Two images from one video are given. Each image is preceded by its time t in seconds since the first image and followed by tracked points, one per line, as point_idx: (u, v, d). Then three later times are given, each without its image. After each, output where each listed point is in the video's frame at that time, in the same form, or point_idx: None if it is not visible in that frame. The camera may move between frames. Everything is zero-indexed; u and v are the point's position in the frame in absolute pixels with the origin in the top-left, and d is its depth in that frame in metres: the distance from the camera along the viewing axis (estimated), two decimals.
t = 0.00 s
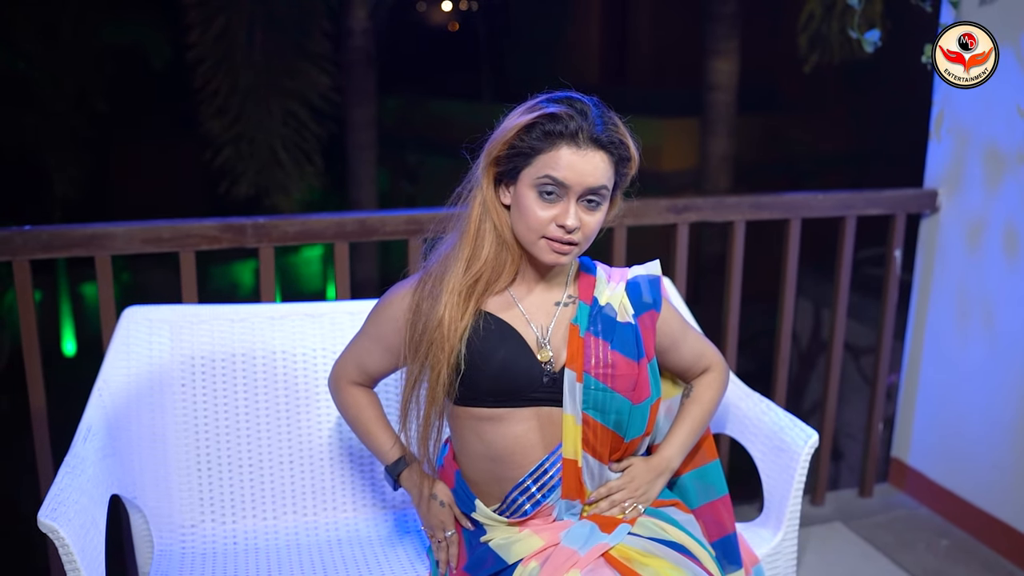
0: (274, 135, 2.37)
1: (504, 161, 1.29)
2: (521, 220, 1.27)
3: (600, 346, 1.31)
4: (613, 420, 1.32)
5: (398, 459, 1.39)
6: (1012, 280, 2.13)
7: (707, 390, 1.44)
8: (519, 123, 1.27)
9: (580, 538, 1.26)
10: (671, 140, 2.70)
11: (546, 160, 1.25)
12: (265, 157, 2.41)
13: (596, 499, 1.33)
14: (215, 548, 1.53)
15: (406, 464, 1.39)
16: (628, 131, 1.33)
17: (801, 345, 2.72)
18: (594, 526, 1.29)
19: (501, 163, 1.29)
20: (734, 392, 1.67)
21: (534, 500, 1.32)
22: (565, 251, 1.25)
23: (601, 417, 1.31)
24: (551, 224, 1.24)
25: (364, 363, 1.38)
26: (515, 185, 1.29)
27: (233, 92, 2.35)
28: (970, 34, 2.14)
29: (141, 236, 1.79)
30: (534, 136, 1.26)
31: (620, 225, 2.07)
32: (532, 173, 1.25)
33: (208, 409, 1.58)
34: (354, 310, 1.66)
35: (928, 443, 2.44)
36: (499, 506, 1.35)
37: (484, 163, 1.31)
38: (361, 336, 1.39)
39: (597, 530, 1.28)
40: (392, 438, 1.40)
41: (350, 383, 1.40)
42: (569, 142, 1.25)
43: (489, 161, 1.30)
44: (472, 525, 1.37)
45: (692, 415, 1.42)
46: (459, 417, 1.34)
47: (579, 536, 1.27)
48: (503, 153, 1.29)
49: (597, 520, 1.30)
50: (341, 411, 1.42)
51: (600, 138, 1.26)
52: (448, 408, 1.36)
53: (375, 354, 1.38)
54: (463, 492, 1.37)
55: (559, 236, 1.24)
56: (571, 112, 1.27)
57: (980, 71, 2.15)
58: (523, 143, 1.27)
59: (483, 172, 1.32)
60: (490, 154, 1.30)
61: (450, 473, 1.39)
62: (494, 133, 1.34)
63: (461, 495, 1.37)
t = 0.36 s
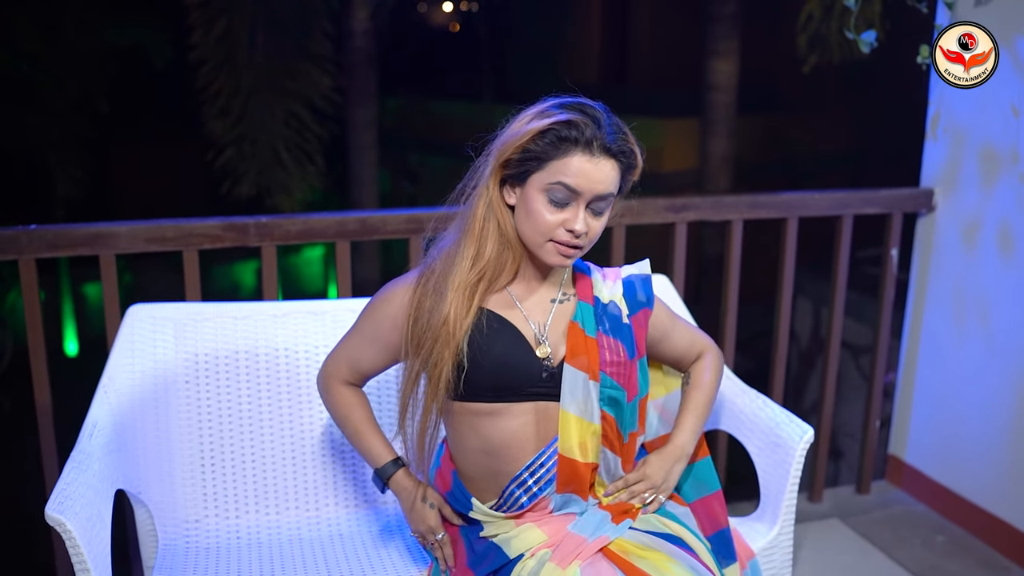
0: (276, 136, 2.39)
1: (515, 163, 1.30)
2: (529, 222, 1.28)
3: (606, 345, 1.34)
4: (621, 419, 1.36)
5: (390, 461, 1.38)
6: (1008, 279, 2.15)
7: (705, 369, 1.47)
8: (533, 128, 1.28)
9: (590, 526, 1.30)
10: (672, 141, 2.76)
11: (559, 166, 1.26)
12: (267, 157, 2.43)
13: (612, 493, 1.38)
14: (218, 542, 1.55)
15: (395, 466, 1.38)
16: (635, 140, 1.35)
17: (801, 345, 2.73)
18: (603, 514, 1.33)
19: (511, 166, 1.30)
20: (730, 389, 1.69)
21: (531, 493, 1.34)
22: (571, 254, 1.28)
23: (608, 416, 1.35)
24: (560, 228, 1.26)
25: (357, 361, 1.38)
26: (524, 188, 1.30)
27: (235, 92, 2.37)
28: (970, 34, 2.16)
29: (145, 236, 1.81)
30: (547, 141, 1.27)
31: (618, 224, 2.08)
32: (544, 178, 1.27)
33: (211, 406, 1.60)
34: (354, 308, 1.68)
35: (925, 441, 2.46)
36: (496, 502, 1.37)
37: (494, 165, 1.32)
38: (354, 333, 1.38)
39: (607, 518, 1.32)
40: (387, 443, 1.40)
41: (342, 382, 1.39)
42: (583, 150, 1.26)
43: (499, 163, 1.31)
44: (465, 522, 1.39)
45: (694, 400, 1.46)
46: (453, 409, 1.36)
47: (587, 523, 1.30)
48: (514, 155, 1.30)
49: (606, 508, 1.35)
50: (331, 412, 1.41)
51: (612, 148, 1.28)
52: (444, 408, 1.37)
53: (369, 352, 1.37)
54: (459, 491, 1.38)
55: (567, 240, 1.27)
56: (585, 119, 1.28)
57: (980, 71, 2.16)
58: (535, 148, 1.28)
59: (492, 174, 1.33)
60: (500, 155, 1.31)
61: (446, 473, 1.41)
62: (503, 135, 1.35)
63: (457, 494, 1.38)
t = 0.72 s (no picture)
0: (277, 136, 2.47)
1: (532, 167, 1.31)
2: (542, 224, 1.31)
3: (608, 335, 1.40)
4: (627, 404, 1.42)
5: (381, 469, 1.38)
6: (1001, 276, 2.17)
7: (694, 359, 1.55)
8: (555, 133, 1.30)
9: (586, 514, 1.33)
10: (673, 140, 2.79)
11: (579, 172, 1.29)
12: (268, 157, 2.50)
13: (652, 489, 1.41)
14: (219, 535, 1.57)
15: (385, 473, 1.38)
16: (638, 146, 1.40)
17: (800, 344, 2.75)
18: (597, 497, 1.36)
19: (526, 169, 1.31)
20: (725, 384, 1.71)
21: (525, 488, 1.36)
22: (580, 257, 1.32)
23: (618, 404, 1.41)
24: (573, 231, 1.29)
25: (354, 363, 1.40)
26: (536, 191, 1.31)
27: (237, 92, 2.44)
28: (970, 34, 2.18)
29: (148, 233, 1.83)
30: (567, 146, 1.29)
31: (615, 222, 2.10)
32: (562, 182, 1.29)
33: (213, 401, 1.62)
34: (353, 304, 1.70)
35: (920, 438, 2.48)
36: (490, 496, 1.39)
37: (507, 166, 1.33)
38: (352, 335, 1.39)
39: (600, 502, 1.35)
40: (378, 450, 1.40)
41: (337, 387, 1.41)
42: (601, 157, 1.30)
43: (513, 166, 1.32)
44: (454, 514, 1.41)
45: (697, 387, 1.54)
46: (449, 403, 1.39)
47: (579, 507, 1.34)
48: (531, 158, 1.31)
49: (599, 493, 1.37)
50: (326, 417, 1.43)
51: (626, 157, 1.32)
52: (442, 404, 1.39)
53: (368, 353, 1.39)
54: (454, 484, 1.41)
55: (579, 243, 1.30)
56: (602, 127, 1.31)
57: (980, 71, 2.18)
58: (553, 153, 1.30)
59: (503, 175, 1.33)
60: (515, 158, 1.32)
61: (441, 468, 1.44)
62: (515, 137, 1.36)
63: (452, 488, 1.41)
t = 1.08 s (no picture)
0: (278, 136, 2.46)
1: (546, 170, 1.33)
2: (551, 224, 1.34)
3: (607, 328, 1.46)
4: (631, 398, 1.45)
5: (378, 481, 1.38)
6: (993, 274, 2.20)
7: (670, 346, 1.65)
8: (572, 137, 1.32)
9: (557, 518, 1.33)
10: (671, 142, 2.95)
11: (593, 175, 1.32)
12: (268, 157, 2.50)
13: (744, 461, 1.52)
14: (221, 527, 1.60)
15: (382, 483, 1.38)
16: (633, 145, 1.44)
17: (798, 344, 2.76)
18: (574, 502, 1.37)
19: (536, 173, 1.33)
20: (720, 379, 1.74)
21: (519, 480, 1.39)
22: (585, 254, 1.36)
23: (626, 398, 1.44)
24: (582, 231, 1.33)
25: (356, 367, 1.42)
26: (546, 192, 1.34)
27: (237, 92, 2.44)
28: (970, 34, 2.19)
29: (150, 230, 1.86)
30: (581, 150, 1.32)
31: (611, 219, 2.13)
32: (574, 185, 1.32)
33: (214, 395, 1.65)
34: (353, 300, 1.73)
35: (913, 434, 2.51)
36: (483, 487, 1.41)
37: (518, 168, 1.34)
38: (354, 340, 1.41)
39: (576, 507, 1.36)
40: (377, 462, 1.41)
41: (343, 395, 1.43)
42: (609, 160, 1.34)
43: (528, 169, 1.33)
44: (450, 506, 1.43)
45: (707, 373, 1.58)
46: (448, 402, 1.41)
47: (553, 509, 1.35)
48: (542, 161, 1.33)
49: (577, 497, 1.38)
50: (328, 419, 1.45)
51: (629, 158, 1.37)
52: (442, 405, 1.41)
53: (368, 354, 1.41)
54: (448, 477, 1.43)
55: (585, 241, 1.34)
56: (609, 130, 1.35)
57: (980, 70, 2.18)
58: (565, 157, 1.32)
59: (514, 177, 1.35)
60: (525, 161, 1.34)
61: (435, 462, 1.46)
62: (520, 139, 1.38)
63: (446, 481, 1.43)
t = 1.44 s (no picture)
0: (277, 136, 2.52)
1: (547, 169, 1.35)
2: (552, 220, 1.36)
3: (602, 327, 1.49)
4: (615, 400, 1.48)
5: (384, 492, 1.41)
6: (981, 270, 2.23)
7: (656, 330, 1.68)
8: (573, 137, 1.34)
9: (516, 533, 1.33)
10: (671, 141, 2.85)
11: (592, 172, 1.35)
12: (268, 156, 2.55)
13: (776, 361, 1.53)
14: (218, 518, 1.62)
15: (389, 495, 1.40)
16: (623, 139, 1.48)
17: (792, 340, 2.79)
18: (533, 513, 1.36)
19: (537, 171, 1.35)
20: (709, 374, 1.77)
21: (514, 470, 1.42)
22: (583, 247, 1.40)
23: (610, 398, 1.48)
24: (581, 226, 1.36)
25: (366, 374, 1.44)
26: (547, 190, 1.36)
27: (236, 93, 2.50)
28: (970, 33, 2.19)
29: (149, 227, 1.89)
30: (581, 148, 1.35)
31: (603, 217, 2.15)
32: (575, 181, 1.34)
33: (211, 388, 1.68)
34: (348, 295, 1.75)
35: (903, 430, 2.53)
36: (478, 475, 1.44)
37: (518, 167, 1.36)
38: (360, 352, 1.44)
39: (535, 519, 1.35)
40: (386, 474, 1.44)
41: (360, 408, 1.46)
42: (607, 157, 1.37)
43: (528, 169, 1.35)
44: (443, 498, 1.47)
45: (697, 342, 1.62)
46: (447, 399, 1.43)
47: (513, 522, 1.35)
48: (542, 159, 1.35)
49: (537, 507, 1.37)
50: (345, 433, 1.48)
51: (622, 154, 1.40)
52: (440, 405, 1.43)
53: (370, 356, 1.44)
54: (442, 467, 1.46)
55: (584, 236, 1.38)
56: (606, 128, 1.38)
57: (980, 71, 2.17)
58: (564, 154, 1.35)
59: (514, 176, 1.36)
60: (526, 160, 1.36)
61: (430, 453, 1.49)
62: (518, 138, 1.39)
63: (440, 471, 1.46)
